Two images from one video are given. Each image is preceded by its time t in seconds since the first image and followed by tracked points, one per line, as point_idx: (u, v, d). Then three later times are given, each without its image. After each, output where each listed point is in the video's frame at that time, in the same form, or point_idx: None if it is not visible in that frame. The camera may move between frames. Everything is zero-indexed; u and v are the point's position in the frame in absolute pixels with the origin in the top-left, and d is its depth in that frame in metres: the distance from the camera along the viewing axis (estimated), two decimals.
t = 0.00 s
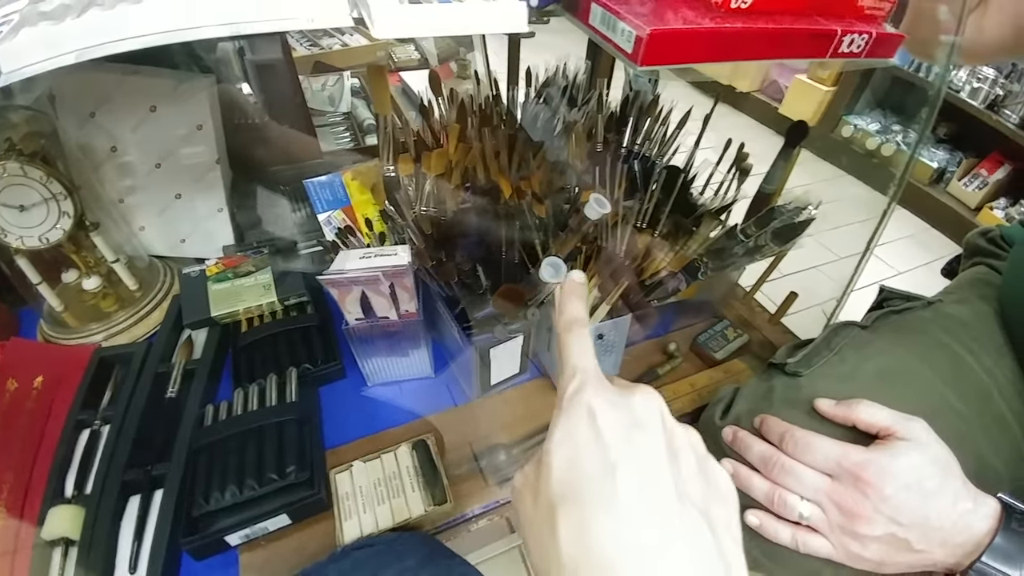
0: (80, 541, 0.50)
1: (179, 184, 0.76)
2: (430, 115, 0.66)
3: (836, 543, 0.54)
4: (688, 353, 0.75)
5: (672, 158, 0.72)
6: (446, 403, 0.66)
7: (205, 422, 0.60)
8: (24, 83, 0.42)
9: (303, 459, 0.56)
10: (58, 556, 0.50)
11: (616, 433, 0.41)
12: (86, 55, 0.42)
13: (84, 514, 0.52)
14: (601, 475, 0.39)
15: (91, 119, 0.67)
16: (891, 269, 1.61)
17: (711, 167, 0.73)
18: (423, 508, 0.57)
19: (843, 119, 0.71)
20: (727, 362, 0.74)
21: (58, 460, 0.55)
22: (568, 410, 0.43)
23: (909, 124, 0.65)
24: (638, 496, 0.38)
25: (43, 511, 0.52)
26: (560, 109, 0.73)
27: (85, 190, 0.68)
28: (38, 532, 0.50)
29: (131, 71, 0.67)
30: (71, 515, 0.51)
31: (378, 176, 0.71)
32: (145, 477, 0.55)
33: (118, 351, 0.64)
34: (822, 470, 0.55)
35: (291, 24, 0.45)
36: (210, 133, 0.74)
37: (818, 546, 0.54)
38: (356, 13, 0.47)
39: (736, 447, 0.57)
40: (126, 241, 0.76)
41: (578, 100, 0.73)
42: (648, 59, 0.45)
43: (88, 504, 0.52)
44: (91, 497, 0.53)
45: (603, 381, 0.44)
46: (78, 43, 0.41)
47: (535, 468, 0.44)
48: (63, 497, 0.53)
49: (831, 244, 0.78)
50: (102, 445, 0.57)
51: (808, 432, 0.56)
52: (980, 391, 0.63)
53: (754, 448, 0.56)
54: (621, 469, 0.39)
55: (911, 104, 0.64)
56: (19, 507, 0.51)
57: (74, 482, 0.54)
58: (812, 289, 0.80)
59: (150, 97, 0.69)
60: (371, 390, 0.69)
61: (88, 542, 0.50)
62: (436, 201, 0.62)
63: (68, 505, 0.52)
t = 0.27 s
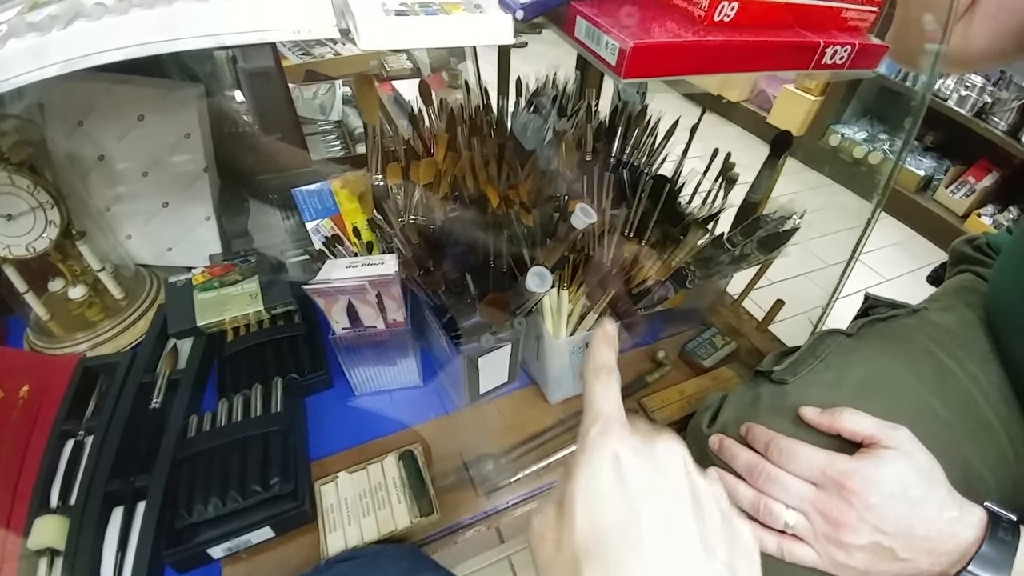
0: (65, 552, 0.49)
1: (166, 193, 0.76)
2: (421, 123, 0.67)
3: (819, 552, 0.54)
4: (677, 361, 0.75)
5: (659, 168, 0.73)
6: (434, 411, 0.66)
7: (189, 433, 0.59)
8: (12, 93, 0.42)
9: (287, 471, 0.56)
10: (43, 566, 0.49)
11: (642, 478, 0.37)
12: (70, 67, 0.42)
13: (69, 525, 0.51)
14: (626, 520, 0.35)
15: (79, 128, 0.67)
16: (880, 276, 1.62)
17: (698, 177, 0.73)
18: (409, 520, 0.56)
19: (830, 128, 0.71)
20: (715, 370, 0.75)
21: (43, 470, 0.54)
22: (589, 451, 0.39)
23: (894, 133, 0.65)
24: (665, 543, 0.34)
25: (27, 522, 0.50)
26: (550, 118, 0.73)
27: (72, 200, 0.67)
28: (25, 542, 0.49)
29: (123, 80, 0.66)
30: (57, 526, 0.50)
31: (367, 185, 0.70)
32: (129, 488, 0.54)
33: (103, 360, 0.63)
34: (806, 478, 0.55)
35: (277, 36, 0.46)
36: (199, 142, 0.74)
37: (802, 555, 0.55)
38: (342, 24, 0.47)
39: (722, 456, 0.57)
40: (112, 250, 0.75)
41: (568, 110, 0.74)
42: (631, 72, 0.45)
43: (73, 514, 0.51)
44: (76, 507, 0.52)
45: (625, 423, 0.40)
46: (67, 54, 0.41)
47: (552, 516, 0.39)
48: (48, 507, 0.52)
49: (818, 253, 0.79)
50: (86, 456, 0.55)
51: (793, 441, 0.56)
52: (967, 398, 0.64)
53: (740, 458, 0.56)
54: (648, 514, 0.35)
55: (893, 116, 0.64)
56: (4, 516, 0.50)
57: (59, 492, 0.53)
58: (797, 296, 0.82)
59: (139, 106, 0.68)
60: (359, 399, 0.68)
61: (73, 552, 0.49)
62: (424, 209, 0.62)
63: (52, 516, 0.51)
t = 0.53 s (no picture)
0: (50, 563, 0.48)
1: (147, 198, 0.74)
2: (407, 125, 0.66)
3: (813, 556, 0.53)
4: (668, 363, 0.75)
5: (647, 171, 0.72)
6: (422, 418, 0.66)
7: (171, 444, 0.57)
8: None
9: (271, 482, 0.54)
10: None
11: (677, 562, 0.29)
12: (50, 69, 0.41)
13: (55, 536, 0.50)
14: None
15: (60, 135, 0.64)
16: (869, 276, 1.63)
17: (686, 179, 0.72)
18: (398, 530, 0.55)
19: (816, 131, 0.70)
20: (705, 371, 0.74)
21: (25, 483, 0.52)
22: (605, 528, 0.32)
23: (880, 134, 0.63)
24: None
25: (13, 534, 0.49)
26: (537, 120, 0.72)
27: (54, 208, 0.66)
28: (13, 554, 0.48)
29: (104, 85, 0.63)
30: (42, 537, 0.49)
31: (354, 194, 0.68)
32: (112, 501, 0.52)
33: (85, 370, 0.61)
34: (799, 480, 0.54)
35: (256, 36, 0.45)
36: (181, 147, 0.73)
37: (795, 558, 0.54)
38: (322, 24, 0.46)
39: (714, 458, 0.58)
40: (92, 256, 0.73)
41: (556, 112, 0.72)
42: (613, 70, 0.44)
43: (57, 526, 0.50)
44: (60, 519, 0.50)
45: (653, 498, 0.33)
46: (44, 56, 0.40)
47: None
48: (33, 519, 0.51)
49: (807, 252, 0.78)
50: (70, 467, 0.54)
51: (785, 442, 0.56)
52: (960, 398, 0.63)
53: (732, 458, 0.57)
54: None
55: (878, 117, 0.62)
56: None
57: (45, 503, 0.52)
58: (785, 296, 0.82)
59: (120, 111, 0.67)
60: (345, 407, 0.67)
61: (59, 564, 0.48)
62: (410, 213, 0.62)
63: (38, 527, 0.50)
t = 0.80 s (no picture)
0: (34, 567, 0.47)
1: (132, 200, 0.73)
2: (394, 124, 0.66)
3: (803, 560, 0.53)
4: (658, 364, 0.75)
5: (637, 171, 0.73)
6: (410, 421, 0.65)
7: (152, 449, 0.56)
8: None
9: (254, 488, 0.53)
10: None
11: None
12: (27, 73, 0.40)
13: (38, 540, 0.48)
14: None
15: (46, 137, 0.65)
16: (859, 276, 1.63)
17: (676, 179, 0.73)
18: (382, 535, 0.54)
19: (807, 132, 0.70)
20: (695, 372, 0.74)
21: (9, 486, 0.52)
22: None
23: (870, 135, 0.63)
24: None
25: None
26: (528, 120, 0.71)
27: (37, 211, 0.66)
28: None
29: (87, 86, 0.64)
30: (26, 542, 0.48)
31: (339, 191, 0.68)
32: (93, 506, 0.52)
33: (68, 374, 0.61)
34: (789, 482, 0.53)
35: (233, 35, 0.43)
36: (164, 149, 0.70)
37: (786, 561, 0.53)
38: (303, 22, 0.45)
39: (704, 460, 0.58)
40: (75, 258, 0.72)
41: (546, 114, 0.72)
42: (599, 69, 0.43)
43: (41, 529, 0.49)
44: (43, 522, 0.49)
45: None
46: (21, 60, 0.39)
47: None
48: (18, 523, 0.50)
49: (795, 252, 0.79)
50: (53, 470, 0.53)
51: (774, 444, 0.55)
52: (951, 399, 0.63)
53: (721, 460, 0.56)
54: None
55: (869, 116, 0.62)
56: None
57: (29, 508, 0.51)
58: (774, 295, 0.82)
59: (103, 112, 0.65)
60: (333, 411, 0.66)
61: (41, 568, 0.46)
62: (397, 215, 0.61)
63: (21, 532, 0.49)
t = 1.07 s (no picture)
0: None
1: (126, 206, 0.71)
2: (395, 130, 0.65)
3: None
4: (660, 377, 0.74)
5: (639, 179, 0.72)
6: (406, 435, 0.64)
7: (141, 463, 0.54)
8: None
9: (244, 505, 0.52)
10: None
11: None
12: (17, 77, 0.39)
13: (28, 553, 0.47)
14: None
15: (40, 142, 0.63)
16: (861, 285, 1.62)
17: (678, 188, 0.72)
18: (375, 556, 0.52)
19: (807, 140, 0.66)
20: (699, 385, 0.72)
21: None
22: None
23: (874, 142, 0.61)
24: None
25: None
26: (528, 128, 0.71)
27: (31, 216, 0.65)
28: None
29: (82, 90, 0.62)
30: (15, 556, 0.47)
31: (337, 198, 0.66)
32: (83, 520, 0.50)
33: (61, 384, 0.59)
34: (796, 503, 0.52)
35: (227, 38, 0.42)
36: (160, 153, 0.70)
37: None
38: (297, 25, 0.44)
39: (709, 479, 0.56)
40: (69, 266, 0.71)
41: (547, 121, 0.71)
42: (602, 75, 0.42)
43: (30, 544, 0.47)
44: (32, 537, 0.48)
45: None
46: (11, 64, 0.38)
47: None
48: (7, 536, 0.48)
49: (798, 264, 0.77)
50: (43, 484, 0.51)
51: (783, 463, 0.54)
52: (959, 415, 0.61)
53: (727, 479, 0.55)
54: None
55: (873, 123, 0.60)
56: None
57: (18, 520, 0.49)
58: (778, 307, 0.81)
59: (98, 116, 0.65)
60: (326, 424, 0.65)
61: None
62: (396, 223, 0.60)
63: (9, 544, 0.47)
